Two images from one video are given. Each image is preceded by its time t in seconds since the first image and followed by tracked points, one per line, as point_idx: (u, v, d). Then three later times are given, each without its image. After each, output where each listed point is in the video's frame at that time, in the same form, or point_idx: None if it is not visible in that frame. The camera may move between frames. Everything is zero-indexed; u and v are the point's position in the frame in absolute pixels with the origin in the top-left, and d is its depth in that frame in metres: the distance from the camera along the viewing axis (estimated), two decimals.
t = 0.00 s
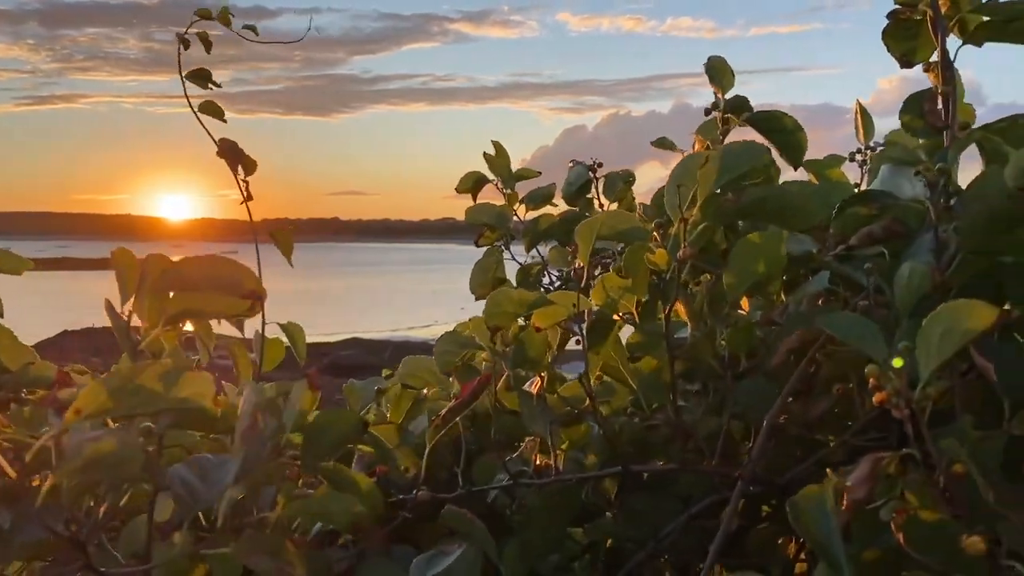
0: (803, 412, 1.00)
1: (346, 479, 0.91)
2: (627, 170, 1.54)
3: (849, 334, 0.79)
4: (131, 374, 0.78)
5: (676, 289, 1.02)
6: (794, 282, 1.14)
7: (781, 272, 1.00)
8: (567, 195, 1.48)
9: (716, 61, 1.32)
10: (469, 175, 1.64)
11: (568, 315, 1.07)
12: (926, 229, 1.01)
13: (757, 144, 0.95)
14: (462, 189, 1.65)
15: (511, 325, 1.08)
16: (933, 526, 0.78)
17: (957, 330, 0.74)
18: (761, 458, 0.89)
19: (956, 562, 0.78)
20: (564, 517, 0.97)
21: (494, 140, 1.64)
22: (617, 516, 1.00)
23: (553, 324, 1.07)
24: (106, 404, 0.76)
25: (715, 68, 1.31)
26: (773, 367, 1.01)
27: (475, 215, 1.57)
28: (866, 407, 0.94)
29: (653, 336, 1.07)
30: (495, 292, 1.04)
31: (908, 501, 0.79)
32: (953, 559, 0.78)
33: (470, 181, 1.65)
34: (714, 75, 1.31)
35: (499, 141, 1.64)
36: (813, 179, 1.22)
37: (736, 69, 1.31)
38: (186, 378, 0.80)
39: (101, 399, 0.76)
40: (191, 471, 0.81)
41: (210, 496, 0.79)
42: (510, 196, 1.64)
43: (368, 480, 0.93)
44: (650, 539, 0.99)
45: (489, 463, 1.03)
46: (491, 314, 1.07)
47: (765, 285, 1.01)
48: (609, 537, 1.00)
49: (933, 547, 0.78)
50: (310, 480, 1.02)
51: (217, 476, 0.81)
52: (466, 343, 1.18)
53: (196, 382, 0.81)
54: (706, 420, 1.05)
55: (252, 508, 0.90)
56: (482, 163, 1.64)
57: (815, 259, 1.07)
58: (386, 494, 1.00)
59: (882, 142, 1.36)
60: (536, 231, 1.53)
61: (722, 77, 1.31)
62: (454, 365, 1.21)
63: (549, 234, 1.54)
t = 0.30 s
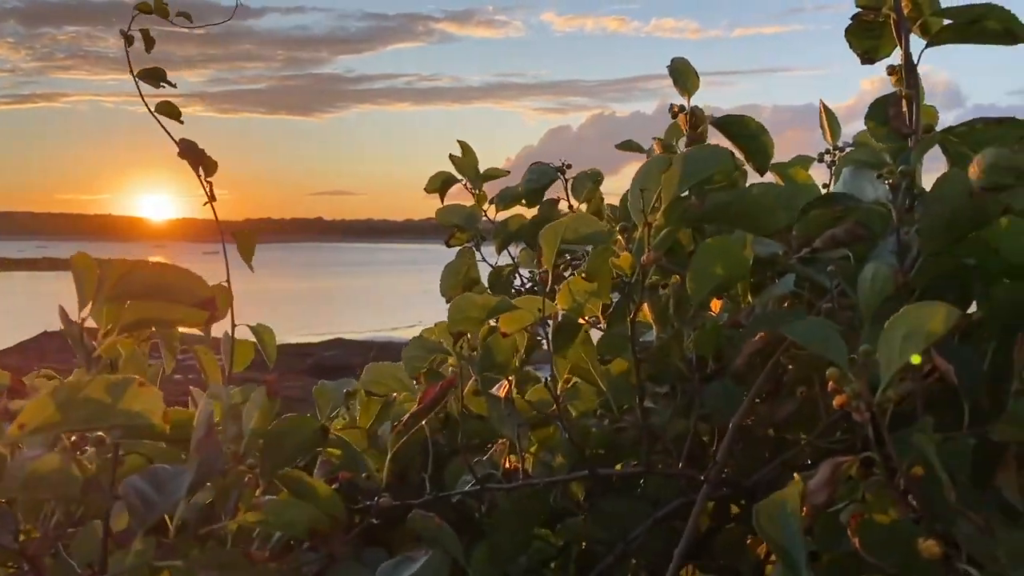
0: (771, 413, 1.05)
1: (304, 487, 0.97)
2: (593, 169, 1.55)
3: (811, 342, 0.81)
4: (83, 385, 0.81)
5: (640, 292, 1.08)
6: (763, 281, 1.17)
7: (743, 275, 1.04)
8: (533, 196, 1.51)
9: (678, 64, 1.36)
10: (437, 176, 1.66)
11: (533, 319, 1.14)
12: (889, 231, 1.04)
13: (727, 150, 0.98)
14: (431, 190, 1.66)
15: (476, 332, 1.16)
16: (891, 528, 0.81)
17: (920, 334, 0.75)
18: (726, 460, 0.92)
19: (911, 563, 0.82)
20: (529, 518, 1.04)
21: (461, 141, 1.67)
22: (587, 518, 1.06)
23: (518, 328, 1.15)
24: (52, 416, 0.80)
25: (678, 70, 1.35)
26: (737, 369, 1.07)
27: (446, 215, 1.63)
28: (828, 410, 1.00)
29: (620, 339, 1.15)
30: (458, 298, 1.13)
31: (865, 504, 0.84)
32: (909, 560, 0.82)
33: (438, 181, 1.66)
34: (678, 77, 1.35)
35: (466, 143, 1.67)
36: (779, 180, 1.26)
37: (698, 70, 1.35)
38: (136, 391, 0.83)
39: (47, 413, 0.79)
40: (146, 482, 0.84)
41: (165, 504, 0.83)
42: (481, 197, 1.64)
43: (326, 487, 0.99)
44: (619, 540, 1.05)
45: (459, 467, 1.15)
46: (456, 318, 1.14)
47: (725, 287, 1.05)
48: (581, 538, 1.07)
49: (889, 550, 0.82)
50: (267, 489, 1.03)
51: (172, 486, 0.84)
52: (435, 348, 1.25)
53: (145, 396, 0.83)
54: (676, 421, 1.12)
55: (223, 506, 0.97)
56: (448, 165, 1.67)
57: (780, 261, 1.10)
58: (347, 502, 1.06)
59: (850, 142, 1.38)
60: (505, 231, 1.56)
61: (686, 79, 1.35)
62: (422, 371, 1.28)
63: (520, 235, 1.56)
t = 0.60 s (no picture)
0: (747, 413, 1.10)
1: (277, 491, 0.97)
2: (573, 170, 1.57)
3: (783, 342, 0.84)
4: (54, 391, 0.81)
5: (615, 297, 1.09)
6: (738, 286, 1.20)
7: (718, 281, 1.05)
8: (511, 196, 1.52)
9: (658, 67, 1.39)
10: (415, 177, 1.73)
11: (510, 321, 1.13)
12: (862, 234, 1.07)
13: (705, 157, 0.99)
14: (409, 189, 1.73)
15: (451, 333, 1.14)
16: (857, 528, 0.82)
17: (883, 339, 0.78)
18: (700, 461, 0.95)
19: (878, 563, 0.83)
20: (509, 519, 1.06)
21: (438, 142, 1.72)
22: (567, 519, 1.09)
23: (495, 331, 1.14)
24: (20, 423, 0.79)
25: (656, 72, 1.39)
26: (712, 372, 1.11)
27: (424, 216, 1.59)
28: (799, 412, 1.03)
29: (597, 342, 1.20)
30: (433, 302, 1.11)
31: (835, 505, 0.84)
32: (874, 561, 0.83)
33: (415, 182, 1.74)
34: (657, 79, 1.38)
35: (444, 144, 1.72)
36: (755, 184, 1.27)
37: (676, 73, 1.38)
38: (109, 394, 0.82)
39: (14, 418, 0.79)
40: (118, 485, 0.83)
41: (134, 513, 0.82)
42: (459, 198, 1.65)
43: (299, 491, 0.99)
44: (596, 540, 1.08)
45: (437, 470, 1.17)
46: (430, 321, 1.12)
47: (707, 290, 1.06)
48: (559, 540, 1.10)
49: (855, 550, 0.83)
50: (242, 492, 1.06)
51: (145, 491, 0.83)
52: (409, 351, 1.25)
53: (118, 398, 0.83)
54: (652, 423, 1.16)
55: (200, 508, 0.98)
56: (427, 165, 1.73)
57: (755, 265, 1.12)
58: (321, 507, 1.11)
59: (826, 146, 1.40)
60: (484, 232, 1.58)
61: (667, 82, 1.39)
62: (394, 375, 1.28)
63: (499, 235, 1.57)
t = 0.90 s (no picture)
0: (721, 413, 1.11)
1: (264, 498, 0.98)
2: (554, 172, 1.63)
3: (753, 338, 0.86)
4: (44, 400, 0.80)
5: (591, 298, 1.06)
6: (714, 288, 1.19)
7: (693, 283, 1.05)
8: (491, 197, 1.53)
9: (637, 69, 1.42)
10: (395, 180, 1.81)
11: (486, 323, 1.17)
12: (834, 239, 1.06)
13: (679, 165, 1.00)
14: (390, 191, 1.81)
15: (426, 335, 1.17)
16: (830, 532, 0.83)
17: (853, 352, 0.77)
18: (674, 462, 0.94)
19: (851, 566, 0.83)
20: (488, 522, 1.05)
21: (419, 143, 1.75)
22: (543, 520, 1.10)
23: (470, 334, 1.17)
24: (9, 429, 0.79)
25: (634, 75, 1.42)
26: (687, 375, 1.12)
27: (403, 219, 1.65)
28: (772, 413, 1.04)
29: (572, 342, 1.24)
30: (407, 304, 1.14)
31: (805, 504, 0.85)
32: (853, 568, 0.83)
33: (395, 185, 1.82)
34: (635, 81, 1.41)
35: (424, 145, 1.75)
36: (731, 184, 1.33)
37: (653, 77, 1.40)
38: (94, 403, 0.82)
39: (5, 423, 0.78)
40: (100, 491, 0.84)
41: (116, 519, 0.82)
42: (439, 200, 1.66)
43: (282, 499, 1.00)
44: (573, 540, 1.10)
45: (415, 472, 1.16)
46: (405, 325, 1.15)
47: (681, 291, 1.06)
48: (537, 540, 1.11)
49: (830, 551, 0.83)
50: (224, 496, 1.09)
51: (128, 498, 0.84)
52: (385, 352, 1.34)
53: (104, 407, 0.83)
54: (627, 425, 1.17)
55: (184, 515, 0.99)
56: (409, 167, 1.78)
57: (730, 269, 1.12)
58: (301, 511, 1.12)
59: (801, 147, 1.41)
60: (466, 232, 1.60)
61: (642, 86, 1.42)
62: (371, 374, 1.36)
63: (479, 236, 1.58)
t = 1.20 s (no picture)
0: (690, 413, 0.74)
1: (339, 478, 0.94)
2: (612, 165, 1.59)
3: (771, 299, 0.58)
4: (106, 324, 0.62)
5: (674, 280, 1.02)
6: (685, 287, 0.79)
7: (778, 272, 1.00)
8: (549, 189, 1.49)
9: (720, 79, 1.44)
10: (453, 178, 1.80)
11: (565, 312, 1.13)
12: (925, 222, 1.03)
13: (686, 130, 0.92)
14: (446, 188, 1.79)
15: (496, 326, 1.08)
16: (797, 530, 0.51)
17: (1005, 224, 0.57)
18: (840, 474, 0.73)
19: None
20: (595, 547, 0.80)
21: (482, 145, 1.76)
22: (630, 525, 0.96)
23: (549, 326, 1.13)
24: None
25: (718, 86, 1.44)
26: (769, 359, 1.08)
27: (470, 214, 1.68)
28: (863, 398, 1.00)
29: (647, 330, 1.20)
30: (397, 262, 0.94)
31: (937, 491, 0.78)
32: (814, 570, 0.50)
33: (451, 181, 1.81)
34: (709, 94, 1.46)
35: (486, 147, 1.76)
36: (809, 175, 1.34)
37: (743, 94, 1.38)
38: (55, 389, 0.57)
39: None
40: (65, 485, 0.55)
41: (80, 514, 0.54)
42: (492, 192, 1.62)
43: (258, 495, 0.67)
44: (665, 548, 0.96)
45: (391, 468, 0.81)
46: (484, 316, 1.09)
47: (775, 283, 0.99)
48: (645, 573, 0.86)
49: (789, 551, 0.51)
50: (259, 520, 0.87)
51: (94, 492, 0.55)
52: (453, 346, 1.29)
53: (66, 392, 0.58)
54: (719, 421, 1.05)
55: (157, 513, 0.62)
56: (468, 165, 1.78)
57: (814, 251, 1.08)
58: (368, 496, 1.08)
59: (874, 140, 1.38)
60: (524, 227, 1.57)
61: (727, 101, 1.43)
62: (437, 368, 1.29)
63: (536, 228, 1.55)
